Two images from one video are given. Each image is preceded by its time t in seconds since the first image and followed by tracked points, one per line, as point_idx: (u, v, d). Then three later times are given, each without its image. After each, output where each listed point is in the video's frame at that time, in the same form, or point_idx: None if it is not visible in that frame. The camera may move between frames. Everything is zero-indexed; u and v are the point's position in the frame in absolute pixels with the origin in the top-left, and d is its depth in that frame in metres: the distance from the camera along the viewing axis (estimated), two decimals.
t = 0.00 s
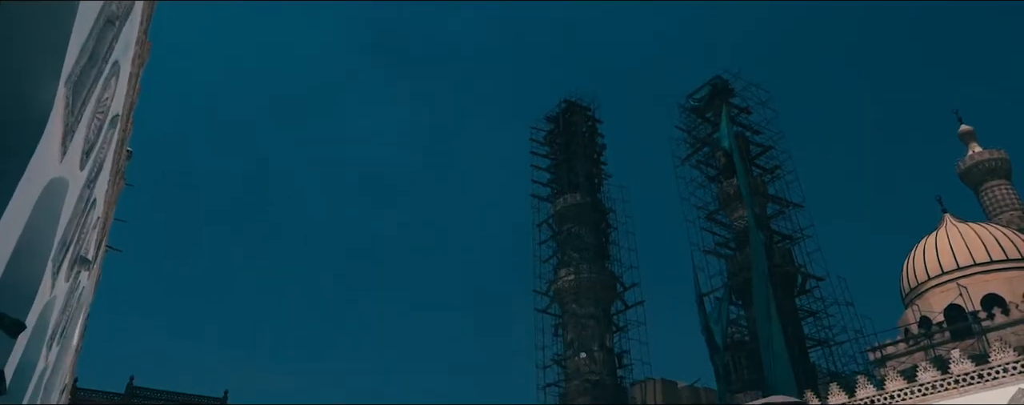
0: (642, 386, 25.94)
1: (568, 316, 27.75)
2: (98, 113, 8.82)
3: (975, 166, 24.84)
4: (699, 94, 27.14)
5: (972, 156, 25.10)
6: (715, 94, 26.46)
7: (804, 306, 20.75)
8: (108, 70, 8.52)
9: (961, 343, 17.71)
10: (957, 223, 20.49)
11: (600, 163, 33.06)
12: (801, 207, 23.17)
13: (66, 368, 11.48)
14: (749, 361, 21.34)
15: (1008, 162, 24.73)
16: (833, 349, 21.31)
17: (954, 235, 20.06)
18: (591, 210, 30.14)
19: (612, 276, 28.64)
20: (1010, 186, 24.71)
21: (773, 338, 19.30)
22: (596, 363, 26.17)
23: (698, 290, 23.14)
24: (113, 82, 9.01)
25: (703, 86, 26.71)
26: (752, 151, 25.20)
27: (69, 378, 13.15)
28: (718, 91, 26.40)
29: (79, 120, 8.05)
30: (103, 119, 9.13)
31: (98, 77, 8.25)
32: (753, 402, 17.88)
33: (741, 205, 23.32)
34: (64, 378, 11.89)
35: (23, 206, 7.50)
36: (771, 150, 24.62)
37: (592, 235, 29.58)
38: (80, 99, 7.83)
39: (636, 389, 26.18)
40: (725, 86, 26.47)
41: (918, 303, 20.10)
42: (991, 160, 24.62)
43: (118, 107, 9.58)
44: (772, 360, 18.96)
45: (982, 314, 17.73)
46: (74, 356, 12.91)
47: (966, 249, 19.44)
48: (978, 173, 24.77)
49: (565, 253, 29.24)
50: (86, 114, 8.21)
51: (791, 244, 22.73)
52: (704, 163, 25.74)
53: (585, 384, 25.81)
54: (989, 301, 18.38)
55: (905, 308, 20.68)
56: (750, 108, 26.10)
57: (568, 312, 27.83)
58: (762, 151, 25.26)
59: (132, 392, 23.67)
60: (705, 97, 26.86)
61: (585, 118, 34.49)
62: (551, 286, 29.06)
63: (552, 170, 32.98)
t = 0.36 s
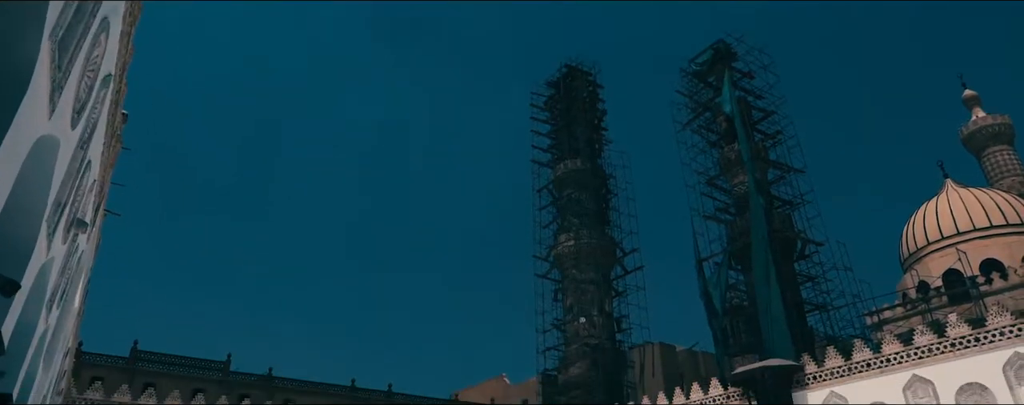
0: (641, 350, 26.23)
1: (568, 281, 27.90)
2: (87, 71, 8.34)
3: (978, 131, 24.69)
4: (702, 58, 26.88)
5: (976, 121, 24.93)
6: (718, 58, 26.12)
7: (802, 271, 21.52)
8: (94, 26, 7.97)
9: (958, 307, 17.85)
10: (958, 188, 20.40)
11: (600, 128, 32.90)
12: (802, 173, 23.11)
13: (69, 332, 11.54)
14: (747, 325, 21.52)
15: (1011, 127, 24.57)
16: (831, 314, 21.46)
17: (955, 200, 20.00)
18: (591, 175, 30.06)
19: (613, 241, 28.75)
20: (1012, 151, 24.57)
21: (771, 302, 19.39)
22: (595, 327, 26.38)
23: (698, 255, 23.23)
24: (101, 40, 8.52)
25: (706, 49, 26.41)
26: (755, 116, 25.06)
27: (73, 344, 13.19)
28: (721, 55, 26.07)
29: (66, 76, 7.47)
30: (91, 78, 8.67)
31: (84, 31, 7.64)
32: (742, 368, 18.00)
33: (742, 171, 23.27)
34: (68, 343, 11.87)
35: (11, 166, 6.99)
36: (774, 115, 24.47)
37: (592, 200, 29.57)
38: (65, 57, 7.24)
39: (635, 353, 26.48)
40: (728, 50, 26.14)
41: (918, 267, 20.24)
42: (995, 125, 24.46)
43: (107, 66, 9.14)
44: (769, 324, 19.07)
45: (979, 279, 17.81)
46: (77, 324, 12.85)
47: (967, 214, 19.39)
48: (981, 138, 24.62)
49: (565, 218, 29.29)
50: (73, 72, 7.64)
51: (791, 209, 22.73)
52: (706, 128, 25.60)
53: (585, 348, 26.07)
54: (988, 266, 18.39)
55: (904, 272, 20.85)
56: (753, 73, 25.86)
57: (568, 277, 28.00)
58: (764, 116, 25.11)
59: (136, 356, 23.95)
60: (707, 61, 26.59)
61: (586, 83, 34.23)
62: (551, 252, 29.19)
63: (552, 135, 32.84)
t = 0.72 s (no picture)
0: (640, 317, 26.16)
1: (568, 248, 27.99)
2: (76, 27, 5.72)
3: (982, 98, 24.47)
4: (705, 23, 26.55)
5: (980, 88, 24.70)
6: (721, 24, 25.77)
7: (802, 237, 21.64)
8: None
9: (956, 273, 18.06)
10: (960, 156, 20.25)
11: (601, 96, 32.67)
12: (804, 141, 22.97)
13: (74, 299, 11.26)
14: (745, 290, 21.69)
15: (1016, 93, 24.35)
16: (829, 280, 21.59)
17: (956, 167, 19.87)
18: (591, 143, 29.92)
19: (613, 209, 28.77)
20: (1016, 118, 24.38)
21: (770, 268, 19.42)
22: (595, 294, 26.52)
23: (698, 223, 23.23)
24: None
25: (709, 14, 26.06)
26: (757, 83, 24.84)
27: (76, 308, 13.10)
28: (724, 20, 25.70)
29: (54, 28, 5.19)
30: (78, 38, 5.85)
31: None
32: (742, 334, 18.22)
33: (743, 138, 23.14)
34: (69, 310, 11.69)
35: None
36: (776, 81, 24.25)
37: (592, 168, 29.47)
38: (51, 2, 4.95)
39: (635, 320, 26.39)
40: (731, 15, 25.77)
41: (918, 234, 20.28)
42: (1000, 92, 24.24)
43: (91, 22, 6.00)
44: (768, 290, 19.18)
45: (979, 246, 17.83)
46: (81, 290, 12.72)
47: (969, 181, 19.30)
48: (985, 105, 24.42)
49: (565, 186, 29.29)
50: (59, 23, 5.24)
51: (791, 176, 22.62)
52: (708, 95, 25.37)
53: (584, 315, 26.23)
54: (988, 233, 18.39)
55: (904, 239, 20.93)
56: (756, 38, 25.55)
57: (568, 244, 28.09)
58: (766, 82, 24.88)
59: (139, 322, 24.13)
60: (710, 27, 26.27)
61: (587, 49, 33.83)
62: (551, 219, 29.25)
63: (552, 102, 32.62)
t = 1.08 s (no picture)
0: (640, 286, 26.05)
1: (568, 218, 28.02)
2: None
3: (987, 66, 24.23)
4: None
5: (985, 56, 24.44)
6: None
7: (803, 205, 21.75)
8: None
9: (956, 242, 18.07)
10: (964, 125, 20.09)
11: (602, 64, 32.37)
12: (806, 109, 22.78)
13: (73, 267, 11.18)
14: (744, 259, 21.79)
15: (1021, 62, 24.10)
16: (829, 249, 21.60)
17: (960, 136, 19.72)
18: (591, 112, 29.71)
19: (613, 178, 28.70)
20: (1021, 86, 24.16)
21: (771, 237, 19.39)
22: (595, 263, 26.61)
23: (698, 192, 23.18)
24: None
25: None
26: (760, 50, 24.57)
27: (77, 276, 13.13)
28: None
29: None
30: None
31: None
32: (739, 301, 18.11)
33: (745, 106, 22.97)
34: (70, 279, 11.76)
35: None
36: (780, 49, 23.97)
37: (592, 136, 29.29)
38: None
39: (635, 290, 26.24)
40: None
41: (919, 203, 20.20)
42: (1005, 61, 23.99)
43: None
44: (767, 259, 19.17)
45: (980, 215, 17.79)
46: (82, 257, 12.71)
47: (972, 150, 19.17)
48: (990, 73, 24.19)
49: (565, 155, 29.18)
50: None
51: (793, 145, 22.47)
52: (710, 63, 25.12)
53: (584, 284, 26.36)
54: (989, 202, 18.32)
55: (906, 208, 20.83)
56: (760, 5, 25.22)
57: (568, 214, 28.11)
58: (769, 50, 24.61)
59: (141, 291, 24.23)
60: None
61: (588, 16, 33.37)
62: (550, 189, 29.24)
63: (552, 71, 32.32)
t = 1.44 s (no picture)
0: (640, 256, 26.34)
1: (568, 189, 27.99)
2: None
3: (994, 36, 23.94)
4: None
5: (992, 25, 24.14)
6: None
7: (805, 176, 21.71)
8: None
9: (957, 212, 18.01)
10: (969, 95, 19.88)
11: (604, 34, 32.05)
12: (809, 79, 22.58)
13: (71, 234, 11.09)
14: (745, 230, 21.80)
15: None
16: (830, 220, 21.56)
17: (965, 106, 19.53)
18: (592, 82, 29.47)
19: (614, 149, 28.58)
20: None
21: (772, 207, 19.35)
22: (595, 234, 26.62)
23: (700, 163, 23.10)
24: None
25: None
26: (763, 19, 24.27)
27: (75, 246, 13.10)
28: None
29: None
30: None
31: None
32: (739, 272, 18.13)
33: (748, 76, 22.77)
34: (69, 249, 11.69)
35: None
36: (784, 18, 23.68)
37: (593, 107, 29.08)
38: None
39: (635, 260, 26.60)
40: None
41: (921, 174, 20.11)
42: (1012, 30, 23.69)
43: None
44: (767, 229, 19.12)
45: (982, 186, 17.72)
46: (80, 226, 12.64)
47: (976, 120, 19.01)
48: (996, 43, 23.92)
49: (565, 126, 29.05)
50: None
51: (795, 116, 22.31)
52: (713, 32, 24.84)
53: (584, 255, 26.40)
54: (992, 173, 18.23)
55: (908, 178, 20.75)
56: None
57: (568, 185, 28.06)
58: (773, 19, 24.31)
59: (141, 262, 24.26)
60: None
61: None
62: (551, 160, 29.16)
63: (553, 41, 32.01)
